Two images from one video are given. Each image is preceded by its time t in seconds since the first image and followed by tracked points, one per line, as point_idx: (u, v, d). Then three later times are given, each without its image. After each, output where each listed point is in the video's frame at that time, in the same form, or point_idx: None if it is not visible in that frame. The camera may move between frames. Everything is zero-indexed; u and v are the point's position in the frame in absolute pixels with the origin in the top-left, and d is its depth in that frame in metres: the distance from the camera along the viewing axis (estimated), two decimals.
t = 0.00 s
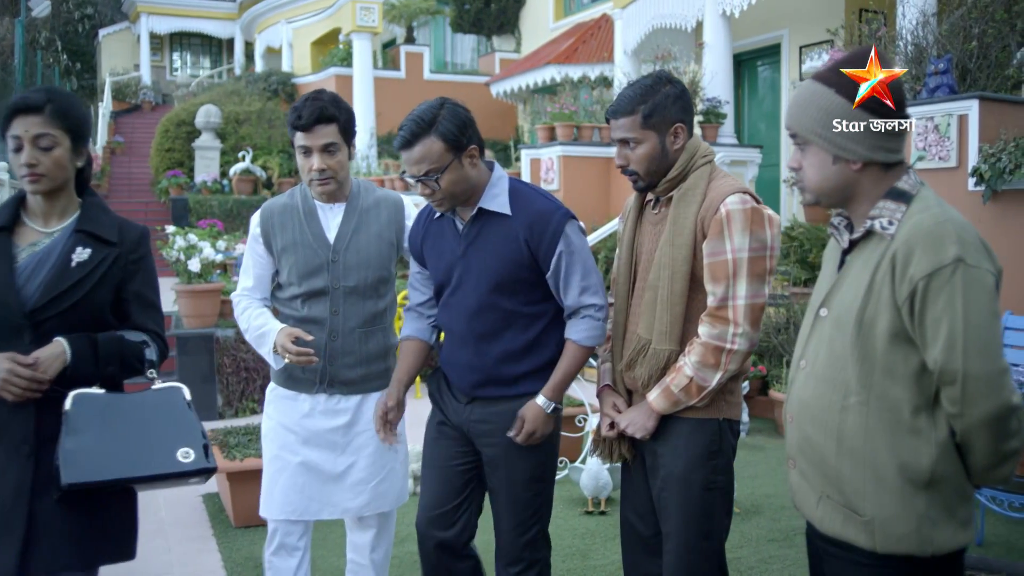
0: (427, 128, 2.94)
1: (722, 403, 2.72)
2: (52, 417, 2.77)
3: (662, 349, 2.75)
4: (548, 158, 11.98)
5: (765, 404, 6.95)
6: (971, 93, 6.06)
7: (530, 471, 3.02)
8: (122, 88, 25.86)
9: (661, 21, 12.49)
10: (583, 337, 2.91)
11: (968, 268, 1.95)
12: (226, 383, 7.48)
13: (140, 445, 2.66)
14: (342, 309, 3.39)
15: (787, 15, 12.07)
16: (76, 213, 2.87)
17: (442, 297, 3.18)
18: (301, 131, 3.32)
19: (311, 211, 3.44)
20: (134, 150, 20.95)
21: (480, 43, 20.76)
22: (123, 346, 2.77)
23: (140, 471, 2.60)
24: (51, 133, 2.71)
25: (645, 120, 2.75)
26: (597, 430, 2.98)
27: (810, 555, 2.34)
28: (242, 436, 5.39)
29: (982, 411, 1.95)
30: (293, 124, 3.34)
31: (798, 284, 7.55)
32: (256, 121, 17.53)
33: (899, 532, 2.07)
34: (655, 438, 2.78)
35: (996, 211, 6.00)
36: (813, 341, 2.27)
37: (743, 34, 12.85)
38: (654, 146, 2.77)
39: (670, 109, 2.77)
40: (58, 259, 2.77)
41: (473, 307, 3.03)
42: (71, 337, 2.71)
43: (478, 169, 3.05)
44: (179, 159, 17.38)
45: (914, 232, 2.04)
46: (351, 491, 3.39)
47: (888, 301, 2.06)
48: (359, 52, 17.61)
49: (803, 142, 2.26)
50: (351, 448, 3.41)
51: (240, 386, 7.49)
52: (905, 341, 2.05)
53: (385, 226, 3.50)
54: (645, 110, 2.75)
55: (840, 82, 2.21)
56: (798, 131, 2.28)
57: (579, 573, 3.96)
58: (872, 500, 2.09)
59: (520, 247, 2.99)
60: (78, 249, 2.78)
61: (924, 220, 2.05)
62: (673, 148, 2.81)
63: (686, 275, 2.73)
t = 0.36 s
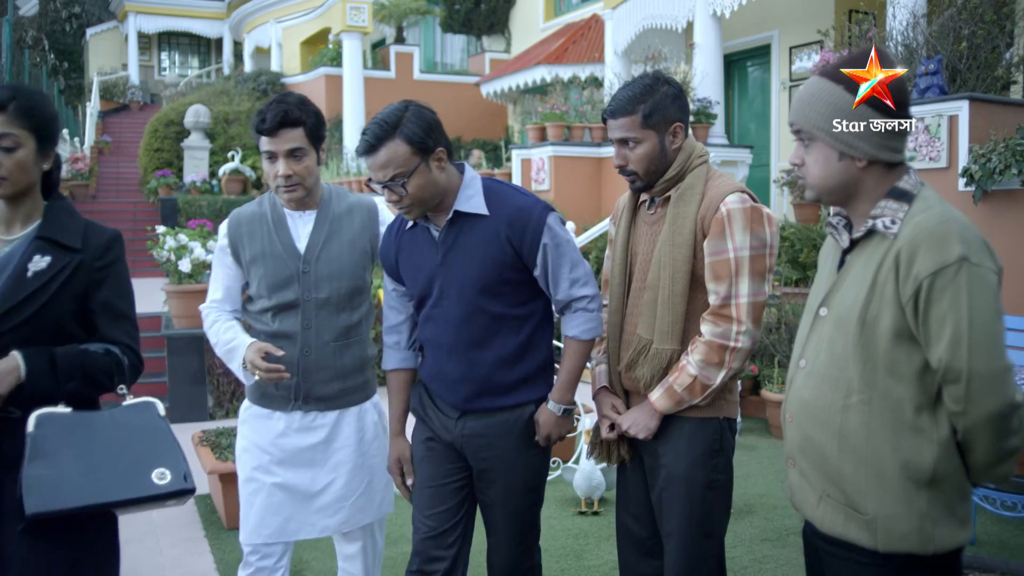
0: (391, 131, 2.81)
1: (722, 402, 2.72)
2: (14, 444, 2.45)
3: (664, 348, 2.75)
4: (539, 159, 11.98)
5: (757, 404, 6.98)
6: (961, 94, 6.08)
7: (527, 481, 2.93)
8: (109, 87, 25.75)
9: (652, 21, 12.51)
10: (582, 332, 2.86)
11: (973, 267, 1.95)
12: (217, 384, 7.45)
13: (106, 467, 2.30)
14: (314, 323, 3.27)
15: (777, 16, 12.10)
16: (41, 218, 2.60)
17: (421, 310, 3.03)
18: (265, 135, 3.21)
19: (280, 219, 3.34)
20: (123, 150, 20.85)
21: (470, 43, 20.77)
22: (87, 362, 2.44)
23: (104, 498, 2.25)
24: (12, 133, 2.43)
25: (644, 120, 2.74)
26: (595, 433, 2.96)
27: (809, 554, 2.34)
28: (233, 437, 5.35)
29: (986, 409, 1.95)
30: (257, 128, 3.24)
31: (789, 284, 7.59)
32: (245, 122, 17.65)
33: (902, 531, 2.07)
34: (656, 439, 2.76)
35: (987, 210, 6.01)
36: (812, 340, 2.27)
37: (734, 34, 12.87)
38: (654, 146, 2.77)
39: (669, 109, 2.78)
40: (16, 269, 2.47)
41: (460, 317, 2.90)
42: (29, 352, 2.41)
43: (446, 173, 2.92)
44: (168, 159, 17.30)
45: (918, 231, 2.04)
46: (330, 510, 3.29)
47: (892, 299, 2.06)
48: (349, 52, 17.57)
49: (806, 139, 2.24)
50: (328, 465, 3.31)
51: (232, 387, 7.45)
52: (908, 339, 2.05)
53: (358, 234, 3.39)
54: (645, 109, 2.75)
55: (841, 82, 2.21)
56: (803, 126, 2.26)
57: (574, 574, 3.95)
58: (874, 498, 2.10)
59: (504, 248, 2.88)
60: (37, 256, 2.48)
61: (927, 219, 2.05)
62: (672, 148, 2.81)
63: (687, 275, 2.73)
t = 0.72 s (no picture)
0: (348, 133, 2.64)
1: (720, 400, 2.72)
2: None
3: (663, 348, 2.74)
4: (528, 159, 11.99)
5: (746, 403, 7.00)
6: (949, 95, 6.12)
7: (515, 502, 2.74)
8: (95, 86, 25.62)
9: (640, 21, 12.54)
10: (569, 330, 2.73)
11: (975, 266, 1.95)
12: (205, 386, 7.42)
13: (77, 498, 2.11)
14: (265, 335, 2.95)
15: (764, 16, 12.14)
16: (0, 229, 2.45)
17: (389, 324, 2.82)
18: (207, 133, 2.94)
19: (226, 224, 3.01)
20: (109, 150, 20.74)
21: (458, 43, 20.76)
22: (54, 386, 2.34)
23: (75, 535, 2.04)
24: None
25: (640, 120, 2.74)
26: (589, 435, 2.93)
27: (807, 554, 2.35)
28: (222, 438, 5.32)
29: (986, 407, 1.96)
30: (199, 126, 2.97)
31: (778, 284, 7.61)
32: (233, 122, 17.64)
33: (901, 529, 2.07)
34: (655, 439, 2.74)
35: (975, 211, 6.04)
36: (811, 340, 2.27)
37: (722, 35, 12.90)
38: (648, 145, 2.77)
39: (664, 109, 2.78)
40: None
41: (434, 328, 2.69)
42: None
43: (408, 175, 2.74)
44: (154, 159, 17.22)
45: (919, 230, 2.04)
46: (288, 532, 3.00)
47: (894, 297, 2.06)
48: (337, 52, 17.53)
49: (807, 136, 2.24)
50: (285, 485, 3.01)
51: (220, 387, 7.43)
52: (909, 338, 2.05)
53: (311, 236, 3.06)
54: (640, 109, 2.74)
55: (840, 83, 2.21)
56: (804, 123, 2.25)
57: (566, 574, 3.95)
58: (874, 497, 2.10)
59: (476, 245, 2.70)
60: None
61: (929, 219, 2.04)
62: (666, 148, 2.81)
63: (684, 274, 2.73)
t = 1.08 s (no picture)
0: (302, 119, 2.47)
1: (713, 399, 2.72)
2: None
3: (657, 348, 2.73)
4: (514, 159, 11.99)
5: (733, 403, 7.03)
6: (934, 96, 6.15)
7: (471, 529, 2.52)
8: (77, 85, 25.41)
9: (626, 22, 12.56)
10: (537, 334, 2.59)
11: (972, 265, 1.96)
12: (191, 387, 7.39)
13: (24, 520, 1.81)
14: (213, 330, 2.84)
15: (750, 17, 12.19)
16: None
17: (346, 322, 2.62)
18: (151, 116, 2.83)
19: (173, 213, 2.90)
20: (92, 150, 20.58)
21: (443, 43, 20.76)
22: None
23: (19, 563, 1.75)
24: None
25: (632, 119, 2.75)
26: (580, 436, 2.91)
27: (800, 554, 2.35)
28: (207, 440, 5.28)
29: (982, 405, 1.97)
30: (142, 108, 2.85)
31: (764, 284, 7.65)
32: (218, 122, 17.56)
33: (897, 526, 2.07)
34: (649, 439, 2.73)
35: (961, 211, 6.07)
36: (806, 339, 2.27)
37: (707, 35, 12.95)
38: (640, 145, 2.77)
39: (655, 109, 2.79)
40: None
41: (391, 329, 2.51)
42: None
43: (369, 165, 2.57)
44: (138, 159, 17.08)
45: (917, 230, 2.04)
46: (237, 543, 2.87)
47: (890, 297, 2.06)
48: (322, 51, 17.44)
49: (805, 135, 2.23)
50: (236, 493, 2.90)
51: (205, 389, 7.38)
52: (906, 337, 2.05)
53: (263, 228, 2.96)
54: (632, 109, 2.75)
55: (836, 82, 2.22)
56: (802, 121, 2.24)
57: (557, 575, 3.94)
58: (870, 495, 2.10)
59: (441, 240, 2.54)
60: None
61: (926, 219, 2.05)
62: (656, 148, 2.82)
63: (677, 274, 2.73)
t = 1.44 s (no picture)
0: (265, 103, 2.29)
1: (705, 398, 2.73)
2: None
3: (651, 348, 2.72)
4: (502, 159, 11.98)
5: (721, 403, 7.05)
6: (921, 98, 6.18)
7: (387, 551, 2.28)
8: (61, 85, 25.22)
9: (614, 23, 12.59)
10: (503, 340, 2.37)
11: (967, 265, 1.97)
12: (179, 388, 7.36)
13: None
14: (167, 329, 2.71)
15: (736, 19, 12.23)
16: None
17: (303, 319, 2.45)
18: (114, 100, 2.74)
19: (133, 204, 2.78)
20: (76, 150, 20.42)
21: (430, 43, 20.74)
22: None
23: None
24: None
25: (625, 119, 2.75)
26: (572, 438, 2.89)
27: (794, 553, 2.35)
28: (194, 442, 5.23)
29: (977, 403, 1.98)
30: (105, 92, 2.76)
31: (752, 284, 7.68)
32: (204, 121, 17.46)
33: (893, 525, 2.08)
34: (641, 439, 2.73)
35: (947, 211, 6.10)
36: (801, 338, 2.27)
37: (694, 36, 12.98)
38: (632, 145, 2.77)
39: (647, 109, 2.80)
40: None
41: (347, 329, 2.33)
42: None
43: (338, 154, 2.39)
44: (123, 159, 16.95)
45: (913, 231, 2.04)
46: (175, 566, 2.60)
47: (887, 296, 2.06)
48: (309, 51, 17.39)
49: (802, 134, 2.23)
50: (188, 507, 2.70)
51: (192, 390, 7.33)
52: (902, 336, 2.06)
53: (226, 224, 2.81)
54: (625, 109, 2.76)
55: (833, 81, 2.23)
56: (798, 121, 2.24)
57: (547, 575, 3.94)
58: (867, 494, 2.10)
59: (405, 237, 2.35)
60: None
61: (922, 219, 2.05)
62: (647, 149, 2.82)
63: (669, 274, 2.73)
